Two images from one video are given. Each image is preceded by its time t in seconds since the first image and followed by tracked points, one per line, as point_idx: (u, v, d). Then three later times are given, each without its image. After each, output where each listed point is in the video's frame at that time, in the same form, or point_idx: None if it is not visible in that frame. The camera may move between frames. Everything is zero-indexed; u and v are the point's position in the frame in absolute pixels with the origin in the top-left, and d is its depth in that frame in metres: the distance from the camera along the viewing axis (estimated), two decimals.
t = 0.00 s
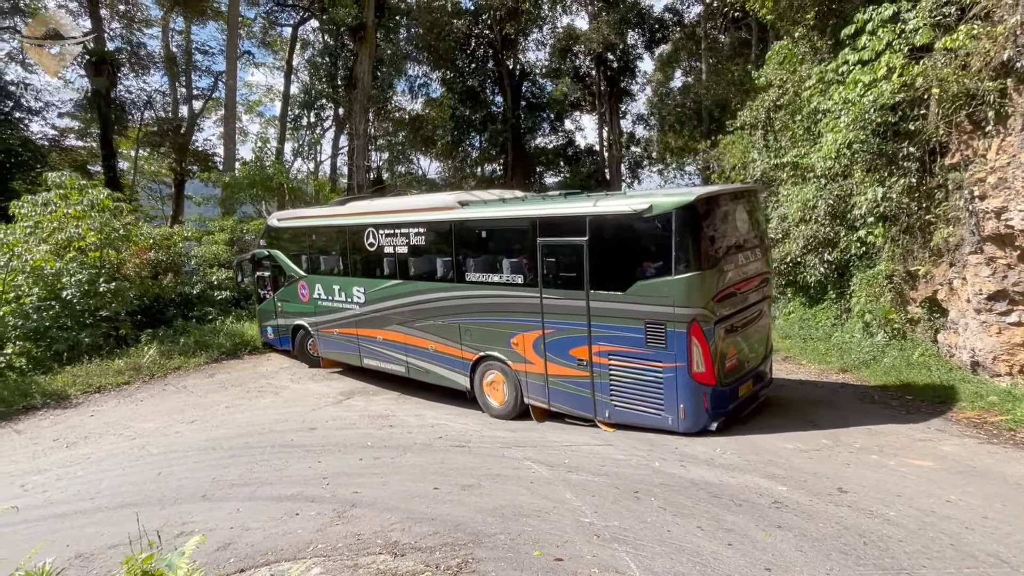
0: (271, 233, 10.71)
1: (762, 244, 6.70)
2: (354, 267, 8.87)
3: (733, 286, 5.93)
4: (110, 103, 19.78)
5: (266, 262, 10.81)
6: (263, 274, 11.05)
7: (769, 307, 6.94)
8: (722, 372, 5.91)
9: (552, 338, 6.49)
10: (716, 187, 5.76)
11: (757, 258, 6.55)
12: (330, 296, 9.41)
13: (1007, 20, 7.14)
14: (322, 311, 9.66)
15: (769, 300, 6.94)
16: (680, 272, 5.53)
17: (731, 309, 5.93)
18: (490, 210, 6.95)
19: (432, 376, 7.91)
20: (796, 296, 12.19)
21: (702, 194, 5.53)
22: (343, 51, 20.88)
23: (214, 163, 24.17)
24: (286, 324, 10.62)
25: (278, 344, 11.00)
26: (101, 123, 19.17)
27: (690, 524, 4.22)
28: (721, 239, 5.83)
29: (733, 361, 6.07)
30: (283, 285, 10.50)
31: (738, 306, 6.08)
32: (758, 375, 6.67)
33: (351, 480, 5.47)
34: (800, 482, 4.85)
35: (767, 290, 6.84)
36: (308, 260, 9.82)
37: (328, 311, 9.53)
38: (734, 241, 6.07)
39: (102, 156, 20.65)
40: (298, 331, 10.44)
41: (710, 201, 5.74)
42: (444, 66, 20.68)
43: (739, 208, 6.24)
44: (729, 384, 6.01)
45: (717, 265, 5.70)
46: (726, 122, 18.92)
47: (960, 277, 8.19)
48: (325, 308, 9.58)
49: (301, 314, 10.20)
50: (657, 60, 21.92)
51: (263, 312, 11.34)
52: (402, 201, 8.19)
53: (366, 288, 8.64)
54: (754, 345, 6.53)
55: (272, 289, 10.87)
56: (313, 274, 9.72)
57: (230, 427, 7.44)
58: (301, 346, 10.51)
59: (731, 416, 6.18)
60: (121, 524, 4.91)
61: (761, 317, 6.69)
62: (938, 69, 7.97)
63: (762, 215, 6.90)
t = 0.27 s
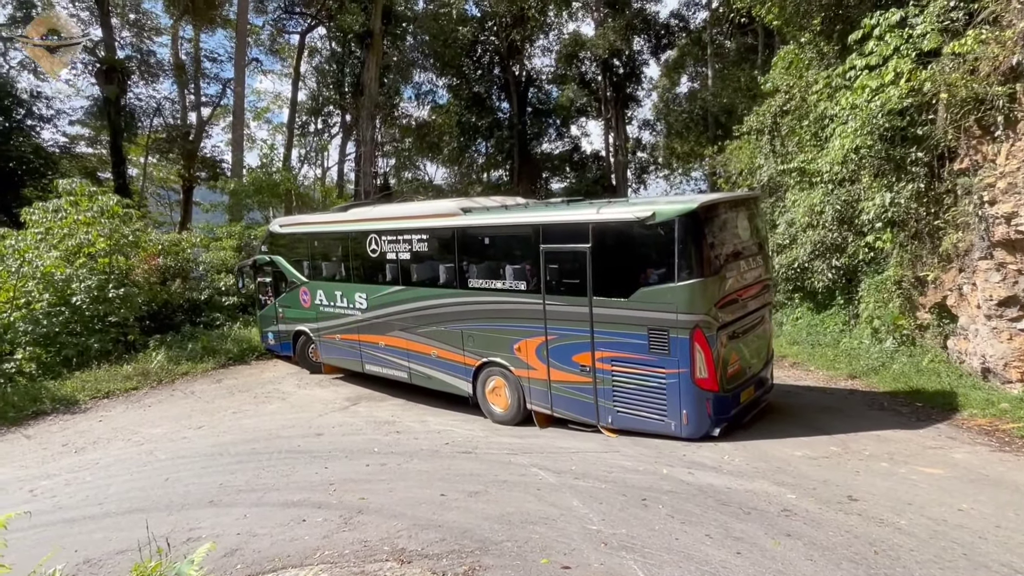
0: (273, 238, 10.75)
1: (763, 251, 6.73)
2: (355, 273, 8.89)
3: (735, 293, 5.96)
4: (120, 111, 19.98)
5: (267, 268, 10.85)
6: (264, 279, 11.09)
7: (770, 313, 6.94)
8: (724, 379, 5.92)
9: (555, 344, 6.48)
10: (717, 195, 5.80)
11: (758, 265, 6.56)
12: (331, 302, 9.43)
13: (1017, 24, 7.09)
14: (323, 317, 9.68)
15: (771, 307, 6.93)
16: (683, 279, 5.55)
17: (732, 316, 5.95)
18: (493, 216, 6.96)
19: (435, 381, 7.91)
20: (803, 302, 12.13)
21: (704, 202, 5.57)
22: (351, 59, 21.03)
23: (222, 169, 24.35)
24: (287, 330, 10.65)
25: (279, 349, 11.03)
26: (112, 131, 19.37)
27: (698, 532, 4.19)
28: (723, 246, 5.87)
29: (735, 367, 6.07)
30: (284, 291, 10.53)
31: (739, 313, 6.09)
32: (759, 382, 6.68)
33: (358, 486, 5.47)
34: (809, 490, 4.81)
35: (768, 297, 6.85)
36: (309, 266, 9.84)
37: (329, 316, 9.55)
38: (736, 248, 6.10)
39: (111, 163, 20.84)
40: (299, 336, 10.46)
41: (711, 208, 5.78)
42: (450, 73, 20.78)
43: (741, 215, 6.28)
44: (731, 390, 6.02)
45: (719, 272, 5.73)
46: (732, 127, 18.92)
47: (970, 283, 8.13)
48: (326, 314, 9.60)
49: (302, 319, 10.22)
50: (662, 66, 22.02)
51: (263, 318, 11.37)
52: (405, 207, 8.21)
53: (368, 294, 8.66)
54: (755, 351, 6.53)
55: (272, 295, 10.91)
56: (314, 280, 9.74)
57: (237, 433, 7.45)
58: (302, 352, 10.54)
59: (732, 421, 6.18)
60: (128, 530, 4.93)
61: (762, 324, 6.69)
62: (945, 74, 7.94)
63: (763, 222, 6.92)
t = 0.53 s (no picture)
0: (276, 245, 10.80)
1: (765, 256, 6.71)
2: (359, 280, 8.91)
3: (738, 299, 5.93)
4: (131, 119, 20.18)
5: (269, 275, 10.89)
6: (266, 286, 11.14)
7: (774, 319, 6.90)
8: (728, 384, 5.89)
9: (559, 350, 6.46)
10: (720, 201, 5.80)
11: (760, 271, 6.54)
12: (334, 309, 9.45)
13: None
14: (326, 323, 9.70)
15: (774, 312, 6.90)
16: (687, 285, 5.53)
17: (736, 321, 5.93)
18: (497, 223, 6.96)
19: (438, 388, 7.91)
20: (813, 308, 12.03)
21: (708, 208, 5.55)
22: (359, 67, 21.19)
23: (231, 177, 24.54)
24: (290, 337, 10.68)
25: (280, 356, 11.06)
26: (124, 139, 19.59)
27: (707, 540, 4.15)
28: (726, 251, 5.86)
29: (739, 372, 6.04)
30: (286, 298, 10.57)
31: (743, 319, 6.06)
32: (762, 387, 6.64)
33: (365, 493, 5.46)
34: (820, 498, 4.75)
35: (771, 302, 6.81)
36: (313, 272, 9.87)
37: (332, 323, 9.57)
38: (739, 254, 6.08)
39: (123, 172, 21.04)
40: (301, 343, 10.49)
41: (715, 215, 5.77)
42: (457, 80, 20.86)
43: (744, 221, 6.27)
44: (735, 396, 5.99)
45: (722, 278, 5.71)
46: (740, 133, 18.89)
47: (982, 288, 8.03)
48: (329, 321, 9.62)
49: (305, 326, 10.25)
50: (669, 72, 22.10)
51: (265, 325, 11.41)
52: (408, 214, 8.22)
53: (371, 300, 8.67)
54: (758, 356, 6.50)
55: (275, 302, 10.96)
56: (318, 287, 9.77)
57: (245, 439, 7.47)
58: (304, 359, 10.57)
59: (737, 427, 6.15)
60: (136, 536, 4.93)
61: (765, 329, 6.66)
62: (955, 78, 7.88)
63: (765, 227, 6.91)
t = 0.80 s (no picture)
0: (281, 253, 10.86)
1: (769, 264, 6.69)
2: (364, 287, 8.94)
3: (743, 306, 5.91)
4: (143, 129, 20.42)
5: (274, 283, 10.94)
6: (271, 294, 11.19)
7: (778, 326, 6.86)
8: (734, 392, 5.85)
9: (565, 358, 6.45)
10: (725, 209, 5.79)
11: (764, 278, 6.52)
12: (339, 316, 9.48)
13: None
14: (331, 331, 9.73)
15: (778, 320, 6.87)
16: (692, 292, 5.51)
17: (741, 328, 5.90)
18: (502, 231, 6.98)
19: (443, 396, 7.90)
20: (822, 315, 11.96)
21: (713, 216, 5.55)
22: (367, 76, 21.37)
23: (241, 185, 24.75)
24: (295, 345, 10.72)
25: (285, 364, 11.09)
26: (136, 149, 19.82)
27: (718, 550, 4.12)
28: (731, 259, 5.84)
29: (745, 380, 6.01)
30: (291, 306, 10.61)
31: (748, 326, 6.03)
32: (768, 395, 6.59)
33: (373, 501, 5.45)
34: (831, 507, 4.70)
35: (775, 310, 6.78)
36: (317, 280, 9.92)
37: (337, 331, 9.60)
38: (743, 262, 6.07)
39: (134, 181, 21.27)
40: (306, 351, 10.52)
41: (720, 223, 5.76)
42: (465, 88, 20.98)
43: (748, 229, 6.27)
44: (741, 403, 5.95)
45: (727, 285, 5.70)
46: (747, 139, 18.89)
47: (995, 295, 7.95)
48: (334, 329, 9.65)
49: (310, 334, 10.28)
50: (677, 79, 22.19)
51: (270, 333, 11.46)
52: (413, 222, 8.25)
53: (376, 308, 8.69)
54: (763, 364, 6.46)
55: (280, 310, 11.01)
56: (322, 295, 9.81)
57: (253, 447, 7.49)
58: (309, 367, 10.60)
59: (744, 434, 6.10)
60: (146, 544, 4.95)
61: (770, 337, 6.63)
62: (965, 85, 7.84)
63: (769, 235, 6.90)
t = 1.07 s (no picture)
0: (288, 260, 10.92)
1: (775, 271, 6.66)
2: (369, 294, 8.97)
3: (749, 314, 5.88)
4: (153, 138, 20.63)
5: (281, 290, 11.00)
6: (278, 302, 11.25)
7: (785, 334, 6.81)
8: (741, 399, 5.81)
9: (570, 365, 6.43)
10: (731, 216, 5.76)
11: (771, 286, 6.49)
12: (345, 323, 9.51)
13: None
14: (337, 338, 9.76)
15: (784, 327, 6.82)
16: (698, 299, 5.48)
17: (747, 336, 5.87)
18: (507, 238, 6.99)
19: (449, 403, 7.90)
20: (831, 322, 11.87)
21: (719, 223, 5.52)
22: (375, 84, 21.52)
23: (250, 193, 24.94)
24: (301, 352, 10.76)
25: (292, 371, 11.12)
26: (146, 157, 20.03)
27: (726, 558, 4.08)
28: (736, 265, 5.82)
29: (752, 387, 5.97)
30: (298, 313, 10.66)
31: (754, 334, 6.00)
32: (774, 402, 6.54)
33: (379, 508, 5.45)
34: (841, 516, 4.65)
35: (782, 317, 6.74)
36: (324, 287, 9.96)
37: (343, 338, 9.62)
38: (748, 270, 6.04)
39: (144, 189, 21.46)
40: (313, 358, 10.55)
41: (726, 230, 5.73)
42: (472, 96, 21.04)
43: (754, 236, 6.24)
44: (748, 410, 5.90)
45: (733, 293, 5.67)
46: (754, 145, 18.85)
47: (1006, 301, 7.86)
48: (340, 336, 9.68)
49: (316, 341, 10.31)
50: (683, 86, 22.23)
51: (276, 340, 11.51)
52: (419, 230, 8.27)
53: (382, 315, 8.71)
54: (770, 371, 6.41)
55: (286, 317, 11.06)
56: (329, 302, 9.84)
57: (260, 454, 7.50)
58: (315, 374, 10.62)
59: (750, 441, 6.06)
60: (153, 551, 4.97)
61: (777, 344, 6.58)
62: (974, 89, 7.77)
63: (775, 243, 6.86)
